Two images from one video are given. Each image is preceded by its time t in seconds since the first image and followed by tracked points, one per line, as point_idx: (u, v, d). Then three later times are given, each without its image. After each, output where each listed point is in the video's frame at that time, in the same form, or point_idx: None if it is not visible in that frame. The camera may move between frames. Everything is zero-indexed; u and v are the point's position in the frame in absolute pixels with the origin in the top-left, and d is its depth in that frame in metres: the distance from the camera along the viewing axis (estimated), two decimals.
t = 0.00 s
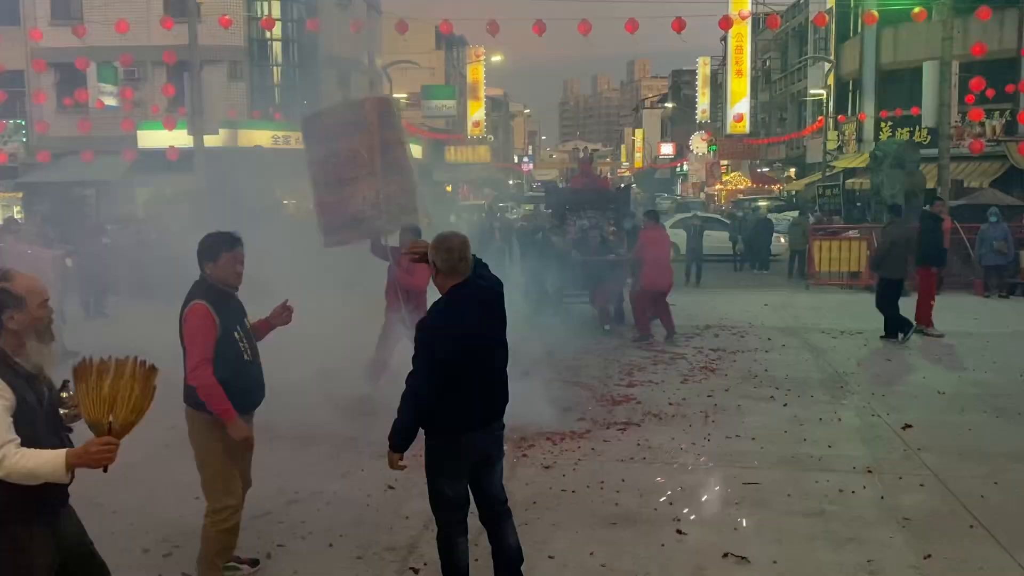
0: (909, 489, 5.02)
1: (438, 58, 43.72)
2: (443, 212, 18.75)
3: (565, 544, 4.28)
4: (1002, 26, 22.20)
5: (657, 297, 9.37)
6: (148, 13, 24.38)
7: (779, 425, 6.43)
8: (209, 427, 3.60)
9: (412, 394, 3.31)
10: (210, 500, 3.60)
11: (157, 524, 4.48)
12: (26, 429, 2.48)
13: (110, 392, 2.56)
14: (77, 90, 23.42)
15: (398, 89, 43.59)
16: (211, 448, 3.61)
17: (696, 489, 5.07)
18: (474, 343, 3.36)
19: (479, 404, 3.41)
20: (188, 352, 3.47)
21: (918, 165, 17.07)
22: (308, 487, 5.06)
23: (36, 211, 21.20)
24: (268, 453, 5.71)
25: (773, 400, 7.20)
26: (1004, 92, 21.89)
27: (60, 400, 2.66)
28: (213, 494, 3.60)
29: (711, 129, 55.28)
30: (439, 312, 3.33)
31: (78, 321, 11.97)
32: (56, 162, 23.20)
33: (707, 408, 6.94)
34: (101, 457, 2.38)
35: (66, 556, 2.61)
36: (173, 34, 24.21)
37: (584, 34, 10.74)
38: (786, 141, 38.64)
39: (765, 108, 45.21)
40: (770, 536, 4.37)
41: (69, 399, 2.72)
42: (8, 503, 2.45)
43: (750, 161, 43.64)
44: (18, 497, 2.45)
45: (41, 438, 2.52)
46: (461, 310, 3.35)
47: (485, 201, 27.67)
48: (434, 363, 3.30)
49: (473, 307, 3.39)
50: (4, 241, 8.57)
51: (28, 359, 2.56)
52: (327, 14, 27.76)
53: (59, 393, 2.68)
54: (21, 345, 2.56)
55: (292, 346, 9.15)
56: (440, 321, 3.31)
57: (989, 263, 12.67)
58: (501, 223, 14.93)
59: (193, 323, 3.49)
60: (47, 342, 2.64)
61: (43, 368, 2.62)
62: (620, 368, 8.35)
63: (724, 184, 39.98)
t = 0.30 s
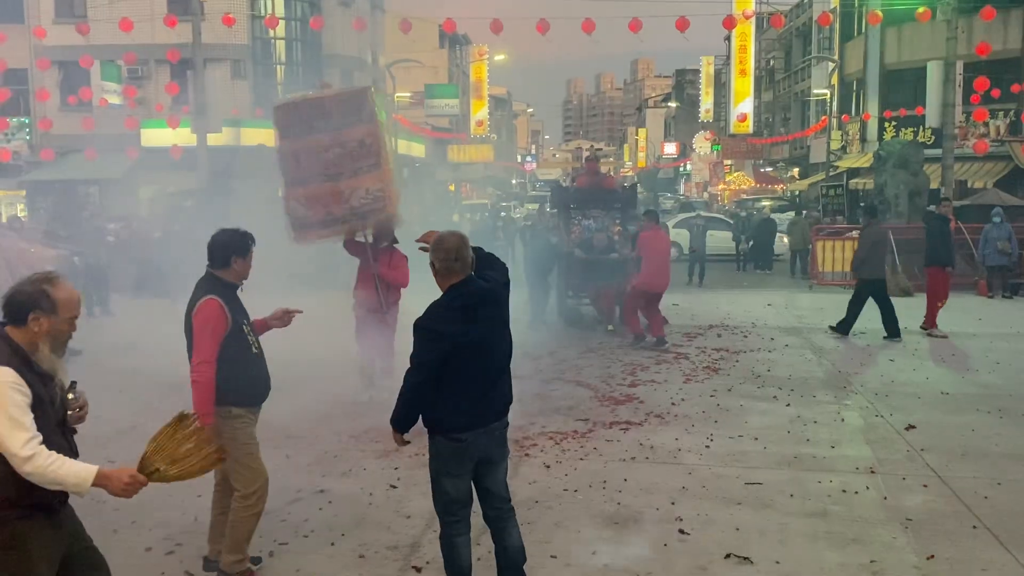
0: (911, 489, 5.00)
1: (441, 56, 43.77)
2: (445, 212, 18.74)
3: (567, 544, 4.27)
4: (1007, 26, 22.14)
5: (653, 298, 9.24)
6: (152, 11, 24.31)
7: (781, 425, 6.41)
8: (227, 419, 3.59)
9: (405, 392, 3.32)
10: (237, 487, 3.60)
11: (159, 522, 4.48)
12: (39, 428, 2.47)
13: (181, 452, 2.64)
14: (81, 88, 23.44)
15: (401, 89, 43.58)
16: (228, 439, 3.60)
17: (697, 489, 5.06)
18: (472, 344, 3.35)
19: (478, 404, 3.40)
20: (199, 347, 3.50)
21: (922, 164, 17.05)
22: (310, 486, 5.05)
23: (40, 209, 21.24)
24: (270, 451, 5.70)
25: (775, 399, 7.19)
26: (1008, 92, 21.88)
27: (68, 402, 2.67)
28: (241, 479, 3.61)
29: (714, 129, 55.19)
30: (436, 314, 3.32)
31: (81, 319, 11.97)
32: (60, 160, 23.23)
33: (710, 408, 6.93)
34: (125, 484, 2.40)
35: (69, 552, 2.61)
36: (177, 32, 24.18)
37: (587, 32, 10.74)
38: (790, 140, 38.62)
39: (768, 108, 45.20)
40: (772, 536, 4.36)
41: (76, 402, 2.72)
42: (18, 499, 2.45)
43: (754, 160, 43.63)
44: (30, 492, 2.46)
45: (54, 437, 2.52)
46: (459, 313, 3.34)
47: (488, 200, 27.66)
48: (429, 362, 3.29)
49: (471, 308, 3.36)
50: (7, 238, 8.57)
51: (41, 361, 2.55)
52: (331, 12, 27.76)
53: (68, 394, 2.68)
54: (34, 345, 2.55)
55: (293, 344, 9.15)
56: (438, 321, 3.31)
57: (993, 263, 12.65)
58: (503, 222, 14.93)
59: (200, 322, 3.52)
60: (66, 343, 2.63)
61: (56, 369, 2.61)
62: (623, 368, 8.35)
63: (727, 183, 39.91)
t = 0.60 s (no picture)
0: (915, 490, 5.00)
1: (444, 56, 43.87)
2: (449, 211, 18.76)
3: (570, 543, 4.28)
4: (1011, 26, 22.11)
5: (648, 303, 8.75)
6: (156, 11, 24.59)
7: (783, 426, 6.41)
8: (248, 422, 3.60)
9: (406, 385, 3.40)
10: (256, 490, 3.58)
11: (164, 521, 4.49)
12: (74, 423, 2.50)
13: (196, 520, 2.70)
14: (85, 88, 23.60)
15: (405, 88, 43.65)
16: (246, 441, 3.61)
17: (701, 489, 5.06)
18: (469, 344, 3.39)
19: (480, 402, 3.42)
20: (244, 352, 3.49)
21: (925, 165, 17.04)
22: (314, 485, 5.06)
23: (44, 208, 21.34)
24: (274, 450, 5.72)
25: (778, 400, 7.19)
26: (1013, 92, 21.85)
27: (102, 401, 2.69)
28: (261, 483, 3.59)
29: (717, 129, 55.16)
30: (434, 314, 3.39)
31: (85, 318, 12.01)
32: (63, 159, 23.31)
33: (712, 408, 6.93)
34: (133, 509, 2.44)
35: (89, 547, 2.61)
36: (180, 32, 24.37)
37: (590, 33, 10.77)
38: (793, 141, 38.60)
39: (772, 108, 45.18)
40: (775, 536, 4.37)
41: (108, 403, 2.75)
42: (41, 491, 2.46)
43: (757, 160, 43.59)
44: (55, 486, 2.48)
45: (85, 435, 2.55)
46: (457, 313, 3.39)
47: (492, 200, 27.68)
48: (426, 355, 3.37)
49: (469, 308, 3.41)
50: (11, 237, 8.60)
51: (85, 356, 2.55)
52: (335, 12, 27.83)
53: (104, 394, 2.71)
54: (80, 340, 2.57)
55: (297, 343, 9.18)
56: (436, 320, 3.38)
57: (997, 264, 12.64)
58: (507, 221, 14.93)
59: (240, 325, 3.51)
60: (109, 345, 2.66)
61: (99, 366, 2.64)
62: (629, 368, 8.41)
63: (730, 183, 39.88)
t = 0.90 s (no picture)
0: (918, 491, 5.00)
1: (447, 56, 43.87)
2: (452, 212, 18.77)
3: (572, 544, 4.27)
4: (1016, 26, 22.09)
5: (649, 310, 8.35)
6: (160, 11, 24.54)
7: (786, 426, 6.40)
8: (290, 424, 3.57)
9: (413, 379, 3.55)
10: (285, 494, 3.56)
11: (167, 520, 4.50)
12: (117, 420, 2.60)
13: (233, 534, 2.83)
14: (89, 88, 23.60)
15: (408, 88, 43.67)
16: (279, 443, 3.57)
17: (703, 489, 5.06)
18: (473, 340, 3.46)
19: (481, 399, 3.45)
20: (299, 346, 3.51)
21: (929, 165, 17.00)
22: (315, 484, 5.06)
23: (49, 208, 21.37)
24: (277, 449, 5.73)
25: (781, 400, 7.18)
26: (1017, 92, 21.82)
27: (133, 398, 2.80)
28: (289, 488, 3.56)
29: (721, 129, 55.12)
30: (443, 308, 3.50)
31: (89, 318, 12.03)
32: (67, 158, 23.33)
33: (715, 408, 6.92)
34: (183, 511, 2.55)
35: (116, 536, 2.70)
36: (184, 31, 24.34)
37: (593, 33, 10.75)
38: (797, 141, 38.57)
39: (776, 108, 45.15)
40: (777, 537, 4.36)
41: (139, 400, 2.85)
42: (78, 483, 2.55)
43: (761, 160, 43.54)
44: (93, 479, 2.57)
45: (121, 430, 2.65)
46: (465, 312, 3.48)
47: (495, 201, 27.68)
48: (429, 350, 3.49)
49: (476, 308, 3.50)
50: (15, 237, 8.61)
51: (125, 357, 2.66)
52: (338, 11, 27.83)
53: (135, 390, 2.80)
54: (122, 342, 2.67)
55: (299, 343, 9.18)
56: (445, 317, 3.49)
57: (1001, 265, 12.63)
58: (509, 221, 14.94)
59: (291, 322, 3.54)
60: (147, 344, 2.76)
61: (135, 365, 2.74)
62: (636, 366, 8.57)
63: (734, 184, 39.82)
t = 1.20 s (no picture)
0: (921, 490, 4.98)
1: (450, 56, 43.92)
2: (455, 211, 18.79)
3: (574, 543, 4.27)
4: (1019, 25, 22.06)
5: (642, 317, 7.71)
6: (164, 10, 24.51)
7: (788, 426, 6.38)
8: (309, 423, 3.61)
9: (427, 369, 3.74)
10: (299, 491, 3.56)
11: (169, 518, 4.50)
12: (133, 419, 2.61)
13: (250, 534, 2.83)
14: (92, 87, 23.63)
15: (410, 87, 43.70)
16: (297, 441, 3.59)
17: (708, 488, 5.06)
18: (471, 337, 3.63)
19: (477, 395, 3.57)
20: (333, 342, 3.52)
21: (933, 165, 16.97)
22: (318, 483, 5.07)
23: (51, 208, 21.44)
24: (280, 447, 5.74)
25: (784, 400, 7.17)
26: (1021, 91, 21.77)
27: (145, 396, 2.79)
28: (303, 487, 3.58)
29: (723, 129, 55.10)
30: (444, 306, 3.70)
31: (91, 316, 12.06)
32: (70, 157, 23.34)
33: (718, 408, 6.90)
34: (206, 512, 2.57)
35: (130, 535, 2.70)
36: (186, 31, 24.32)
37: (595, 32, 10.75)
38: (800, 140, 38.55)
39: (778, 107, 45.13)
40: (780, 536, 4.35)
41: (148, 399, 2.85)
42: (98, 483, 2.56)
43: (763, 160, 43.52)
44: (112, 477, 2.58)
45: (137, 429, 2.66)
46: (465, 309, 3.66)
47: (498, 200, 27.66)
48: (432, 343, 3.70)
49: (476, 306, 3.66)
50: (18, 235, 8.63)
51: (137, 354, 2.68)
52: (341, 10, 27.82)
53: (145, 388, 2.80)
54: (136, 339, 2.70)
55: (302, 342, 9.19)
56: (445, 312, 3.69)
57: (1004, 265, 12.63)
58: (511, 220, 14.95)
59: (319, 320, 3.54)
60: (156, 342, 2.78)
61: (146, 361, 2.75)
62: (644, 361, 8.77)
63: (736, 183, 39.82)
